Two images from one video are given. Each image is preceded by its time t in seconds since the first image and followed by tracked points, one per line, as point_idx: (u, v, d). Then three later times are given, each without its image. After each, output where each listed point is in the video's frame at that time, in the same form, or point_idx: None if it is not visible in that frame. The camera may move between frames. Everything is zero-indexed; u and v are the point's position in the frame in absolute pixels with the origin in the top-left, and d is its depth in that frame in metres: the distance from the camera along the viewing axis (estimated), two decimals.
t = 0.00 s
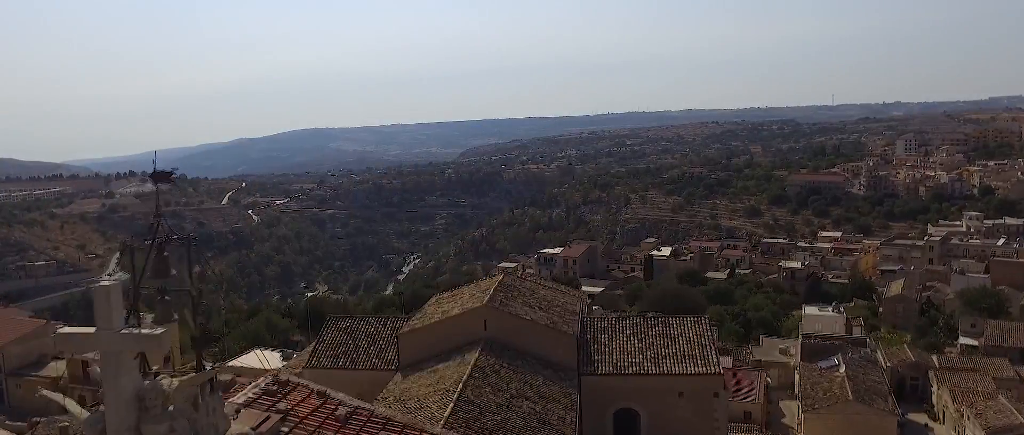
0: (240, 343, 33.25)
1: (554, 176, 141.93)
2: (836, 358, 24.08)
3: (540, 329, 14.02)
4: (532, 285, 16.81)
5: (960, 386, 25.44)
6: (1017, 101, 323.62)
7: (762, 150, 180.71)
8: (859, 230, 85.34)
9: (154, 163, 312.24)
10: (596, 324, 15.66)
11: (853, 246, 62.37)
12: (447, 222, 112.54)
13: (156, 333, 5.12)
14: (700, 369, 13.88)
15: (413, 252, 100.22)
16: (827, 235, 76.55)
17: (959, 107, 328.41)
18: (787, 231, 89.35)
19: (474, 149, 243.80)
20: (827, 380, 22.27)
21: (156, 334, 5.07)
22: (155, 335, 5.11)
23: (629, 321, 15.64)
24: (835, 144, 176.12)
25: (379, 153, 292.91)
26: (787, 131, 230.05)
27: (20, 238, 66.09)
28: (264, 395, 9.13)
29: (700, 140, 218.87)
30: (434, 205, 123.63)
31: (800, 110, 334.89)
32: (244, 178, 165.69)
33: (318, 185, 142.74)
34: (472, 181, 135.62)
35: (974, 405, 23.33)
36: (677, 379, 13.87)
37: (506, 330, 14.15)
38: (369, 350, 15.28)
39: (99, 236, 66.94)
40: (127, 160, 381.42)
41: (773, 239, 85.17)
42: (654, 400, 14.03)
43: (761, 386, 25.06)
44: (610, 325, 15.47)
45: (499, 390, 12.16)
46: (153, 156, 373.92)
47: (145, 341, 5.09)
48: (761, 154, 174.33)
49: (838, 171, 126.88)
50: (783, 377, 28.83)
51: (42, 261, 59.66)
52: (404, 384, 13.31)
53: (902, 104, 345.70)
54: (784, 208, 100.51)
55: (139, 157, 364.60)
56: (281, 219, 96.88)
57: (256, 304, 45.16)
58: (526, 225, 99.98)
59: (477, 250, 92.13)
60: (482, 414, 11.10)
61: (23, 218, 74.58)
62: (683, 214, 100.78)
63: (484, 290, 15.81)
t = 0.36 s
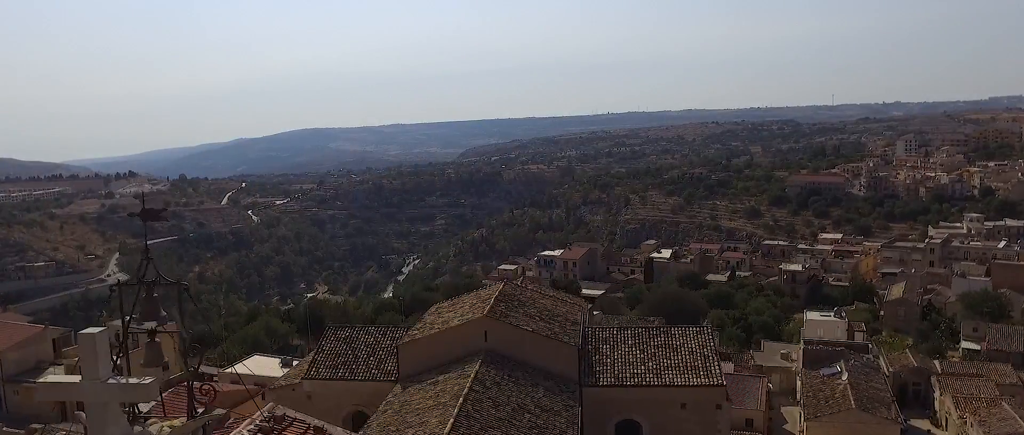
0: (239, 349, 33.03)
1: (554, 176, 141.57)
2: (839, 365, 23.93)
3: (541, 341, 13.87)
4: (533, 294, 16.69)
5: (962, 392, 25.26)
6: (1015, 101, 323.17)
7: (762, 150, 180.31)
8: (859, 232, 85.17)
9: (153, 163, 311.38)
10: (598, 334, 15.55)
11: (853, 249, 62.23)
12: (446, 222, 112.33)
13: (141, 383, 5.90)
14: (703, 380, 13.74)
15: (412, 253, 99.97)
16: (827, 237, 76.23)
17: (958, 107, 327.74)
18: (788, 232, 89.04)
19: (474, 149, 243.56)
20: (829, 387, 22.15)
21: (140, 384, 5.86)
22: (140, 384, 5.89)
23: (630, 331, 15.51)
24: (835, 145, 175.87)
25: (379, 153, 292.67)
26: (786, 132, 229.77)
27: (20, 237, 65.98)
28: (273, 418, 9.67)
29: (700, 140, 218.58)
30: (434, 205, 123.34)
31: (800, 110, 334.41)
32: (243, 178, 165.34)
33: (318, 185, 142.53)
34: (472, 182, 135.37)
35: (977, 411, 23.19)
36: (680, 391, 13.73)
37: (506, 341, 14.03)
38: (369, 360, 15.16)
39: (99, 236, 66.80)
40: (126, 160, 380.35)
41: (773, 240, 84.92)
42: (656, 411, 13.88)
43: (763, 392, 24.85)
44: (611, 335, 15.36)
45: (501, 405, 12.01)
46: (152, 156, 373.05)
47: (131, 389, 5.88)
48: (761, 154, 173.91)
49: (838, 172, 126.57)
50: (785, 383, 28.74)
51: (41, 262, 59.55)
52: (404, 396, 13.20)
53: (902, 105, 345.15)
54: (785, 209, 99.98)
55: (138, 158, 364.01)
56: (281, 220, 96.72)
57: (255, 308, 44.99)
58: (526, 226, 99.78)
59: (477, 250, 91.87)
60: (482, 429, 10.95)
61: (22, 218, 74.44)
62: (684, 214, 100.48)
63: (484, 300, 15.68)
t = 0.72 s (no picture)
0: (238, 353, 32.90)
1: (554, 176, 141.33)
2: (841, 372, 23.75)
3: (540, 352, 13.74)
4: (534, 303, 16.58)
5: (966, 398, 25.15)
6: (1015, 101, 323.11)
7: (762, 150, 180.00)
8: (859, 233, 84.99)
9: (153, 163, 311.13)
10: (599, 344, 15.43)
11: (853, 250, 62.05)
12: (446, 223, 112.20)
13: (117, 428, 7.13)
14: (706, 393, 13.58)
15: (412, 253, 99.84)
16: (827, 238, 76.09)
17: (958, 107, 327.39)
18: (788, 232, 88.87)
19: (474, 149, 243.44)
20: (832, 395, 21.96)
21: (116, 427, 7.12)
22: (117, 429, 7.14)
23: (631, 342, 15.37)
24: (836, 146, 175.63)
25: (379, 153, 292.53)
26: (787, 132, 229.38)
27: (20, 237, 65.99)
28: None
29: (700, 140, 218.39)
30: (434, 205, 123.25)
31: (801, 110, 333.83)
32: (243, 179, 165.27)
33: (318, 185, 142.45)
34: (472, 182, 135.17)
35: (981, 418, 22.99)
36: (681, 403, 13.59)
37: (506, 352, 13.89)
38: (368, 371, 15.02)
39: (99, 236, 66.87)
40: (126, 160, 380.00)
41: (773, 241, 84.76)
42: (659, 424, 13.73)
43: (765, 398, 24.75)
44: (613, 346, 15.21)
45: (501, 418, 11.89)
46: (153, 157, 372.77)
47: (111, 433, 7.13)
48: (762, 153, 173.69)
49: (838, 172, 126.37)
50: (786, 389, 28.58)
51: (41, 263, 59.56)
52: (403, 410, 13.06)
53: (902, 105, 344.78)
54: (785, 209, 99.68)
55: (139, 158, 363.94)
56: (281, 220, 96.67)
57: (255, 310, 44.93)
58: (526, 226, 99.64)
59: (477, 251, 91.72)
60: None
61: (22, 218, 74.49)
62: (684, 215, 100.29)
63: (485, 309, 15.55)
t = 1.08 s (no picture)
0: (238, 358, 32.71)
1: (554, 177, 141.07)
2: (842, 379, 23.57)
3: (541, 364, 13.61)
4: (534, 312, 16.46)
5: (969, 405, 24.99)
6: (1015, 101, 322.92)
7: (762, 151, 179.98)
8: (859, 234, 84.94)
9: (153, 163, 311.05)
10: (601, 355, 15.32)
11: (854, 252, 61.97)
12: (447, 223, 112.15)
13: None
14: (707, 403, 13.47)
15: (413, 253, 99.61)
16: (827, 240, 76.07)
17: (958, 107, 326.99)
18: (789, 233, 88.77)
19: (474, 149, 243.27)
20: (834, 402, 21.82)
21: None
22: None
23: (632, 351, 15.29)
24: (836, 146, 175.61)
25: (379, 153, 292.32)
26: (787, 132, 229.31)
27: (19, 238, 65.84)
28: None
29: (700, 140, 218.34)
30: (434, 205, 123.05)
31: (801, 109, 333.71)
32: (243, 179, 165.20)
33: (318, 185, 142.27)
34: (472, 183, 135.06)
35: (984, 425, 22.81)
36: (684, 415, 13.45)
37: (507, 364, 13.76)
38: (368, 382, 14.89)
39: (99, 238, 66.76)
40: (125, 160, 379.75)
41: (773, 242, 84.52)
42: None
43: (766, 404, 24.61)
44: (614, 355, 15.15)
45: (502, 433, 11.75)
46: (152, 157, 372.37)
47: None
48: (763, 154, 173.62)
49: (838, 173, 126.25)
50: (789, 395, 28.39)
51: (41, 264, 59.41)
52: (403, 422, 12.94)
53: (901, 104, 345.05)
54: (785, 210, 99.40)
55: (138, 159, 363.67)
56: (280, 220, 96.51)
57: (255, 313, 44.86)
58: (526, 227, 99.53)
59: (477, 251, 91.50)
60: None
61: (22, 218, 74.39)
62: (684, 216, 100.09)
63: (485, 319, 15.43)
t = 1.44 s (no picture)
0: (237, 363, 32.56)
1: (554, 177, 140.73)
2: (845, 386, 23.41)
3: (541, 375, 13.45)
4: (534, 321, 16.29)
5: (973, 412, 24.79)
6: (1015, 101, 322.47)
7: (762, 151, 179.73)
8: (860, 235, 84.76)
9: (152, 163, 310.68)
10: (602, 366, 15.17)
11: (854, 254, 61.84)
12: (447, 223, 111.99)
13: None
14: (710, 416, 13.31)
15: (413, 254, 99.34)
16: (828, 241, 75.97)
17: (958, 107, 326.32)
18: (789, 234, 88.62)
19: (474, 149, 242.98)
20: (836, 410, 21.68)
21: None
22: None
23: (634, 362, 15.15)
24: (836, 147, 175.39)
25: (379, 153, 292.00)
26: (787, 132, 229.08)
27: (19, 238, 65.59)
28: None
29: (700, 140, 218.10)
30: (434, 205, 122.81)
31: (801, 108, 333.30)
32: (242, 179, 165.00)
33: (318, 185, 141.97)
34: (472, 183, 134.86)
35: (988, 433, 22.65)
36: (685, 428, 13.30)
37: (508, 375, 13.59)
38: (367, 393, 14.76)
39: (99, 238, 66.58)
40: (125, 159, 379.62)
41: (774, 243, 84.26)
42: None
43: (768, 410, 24.47)
44: (615, 366, 15.01)
45: None
46: (152, 157, 372.30)
47: None
48: (763, 154, 173.38)
49: (839, 173, 126.01)
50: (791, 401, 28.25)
51: (39, 265, 58.57)
52: None
53: (901, 104, 344.71)
54: (786, 211, 99.05)
55: (138, 159, 363.52)
56: (280, 220, 96.32)
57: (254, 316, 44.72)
58: (526, 227, 99.34)
59: (477, 252, 91.24)
60: None
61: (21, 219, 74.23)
62: (684, 216, 99.82)
63: (485, 329, 15.27)
